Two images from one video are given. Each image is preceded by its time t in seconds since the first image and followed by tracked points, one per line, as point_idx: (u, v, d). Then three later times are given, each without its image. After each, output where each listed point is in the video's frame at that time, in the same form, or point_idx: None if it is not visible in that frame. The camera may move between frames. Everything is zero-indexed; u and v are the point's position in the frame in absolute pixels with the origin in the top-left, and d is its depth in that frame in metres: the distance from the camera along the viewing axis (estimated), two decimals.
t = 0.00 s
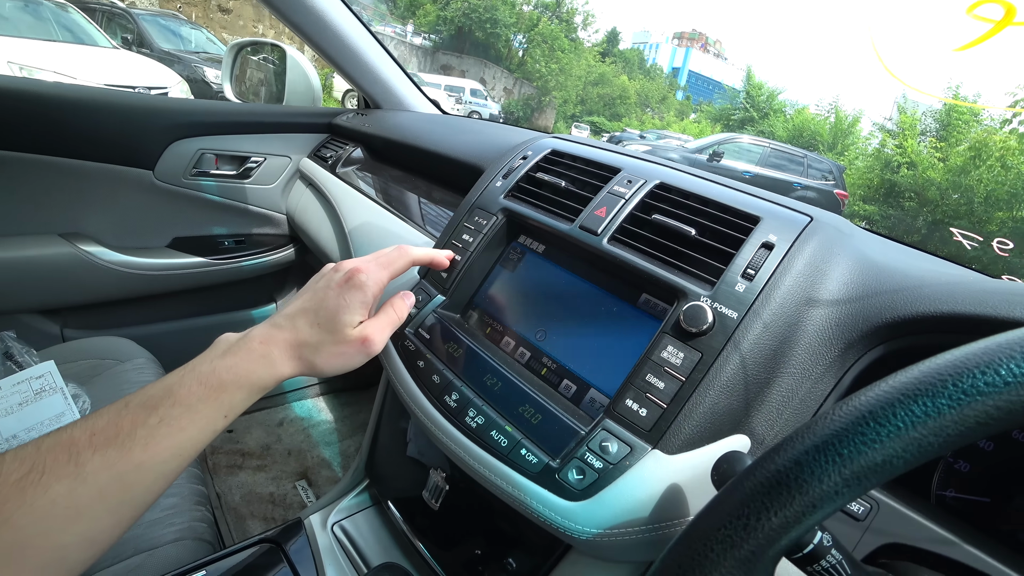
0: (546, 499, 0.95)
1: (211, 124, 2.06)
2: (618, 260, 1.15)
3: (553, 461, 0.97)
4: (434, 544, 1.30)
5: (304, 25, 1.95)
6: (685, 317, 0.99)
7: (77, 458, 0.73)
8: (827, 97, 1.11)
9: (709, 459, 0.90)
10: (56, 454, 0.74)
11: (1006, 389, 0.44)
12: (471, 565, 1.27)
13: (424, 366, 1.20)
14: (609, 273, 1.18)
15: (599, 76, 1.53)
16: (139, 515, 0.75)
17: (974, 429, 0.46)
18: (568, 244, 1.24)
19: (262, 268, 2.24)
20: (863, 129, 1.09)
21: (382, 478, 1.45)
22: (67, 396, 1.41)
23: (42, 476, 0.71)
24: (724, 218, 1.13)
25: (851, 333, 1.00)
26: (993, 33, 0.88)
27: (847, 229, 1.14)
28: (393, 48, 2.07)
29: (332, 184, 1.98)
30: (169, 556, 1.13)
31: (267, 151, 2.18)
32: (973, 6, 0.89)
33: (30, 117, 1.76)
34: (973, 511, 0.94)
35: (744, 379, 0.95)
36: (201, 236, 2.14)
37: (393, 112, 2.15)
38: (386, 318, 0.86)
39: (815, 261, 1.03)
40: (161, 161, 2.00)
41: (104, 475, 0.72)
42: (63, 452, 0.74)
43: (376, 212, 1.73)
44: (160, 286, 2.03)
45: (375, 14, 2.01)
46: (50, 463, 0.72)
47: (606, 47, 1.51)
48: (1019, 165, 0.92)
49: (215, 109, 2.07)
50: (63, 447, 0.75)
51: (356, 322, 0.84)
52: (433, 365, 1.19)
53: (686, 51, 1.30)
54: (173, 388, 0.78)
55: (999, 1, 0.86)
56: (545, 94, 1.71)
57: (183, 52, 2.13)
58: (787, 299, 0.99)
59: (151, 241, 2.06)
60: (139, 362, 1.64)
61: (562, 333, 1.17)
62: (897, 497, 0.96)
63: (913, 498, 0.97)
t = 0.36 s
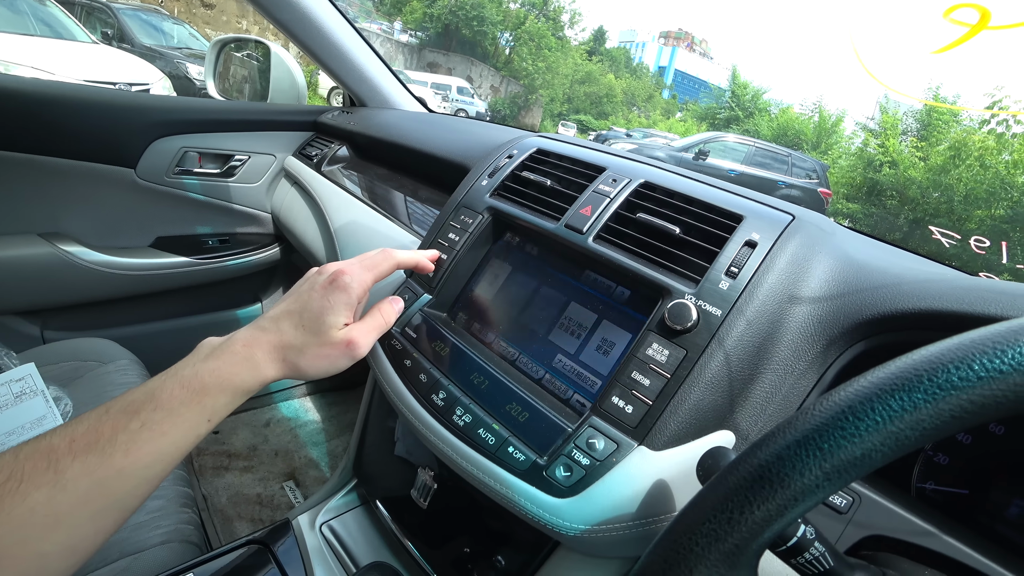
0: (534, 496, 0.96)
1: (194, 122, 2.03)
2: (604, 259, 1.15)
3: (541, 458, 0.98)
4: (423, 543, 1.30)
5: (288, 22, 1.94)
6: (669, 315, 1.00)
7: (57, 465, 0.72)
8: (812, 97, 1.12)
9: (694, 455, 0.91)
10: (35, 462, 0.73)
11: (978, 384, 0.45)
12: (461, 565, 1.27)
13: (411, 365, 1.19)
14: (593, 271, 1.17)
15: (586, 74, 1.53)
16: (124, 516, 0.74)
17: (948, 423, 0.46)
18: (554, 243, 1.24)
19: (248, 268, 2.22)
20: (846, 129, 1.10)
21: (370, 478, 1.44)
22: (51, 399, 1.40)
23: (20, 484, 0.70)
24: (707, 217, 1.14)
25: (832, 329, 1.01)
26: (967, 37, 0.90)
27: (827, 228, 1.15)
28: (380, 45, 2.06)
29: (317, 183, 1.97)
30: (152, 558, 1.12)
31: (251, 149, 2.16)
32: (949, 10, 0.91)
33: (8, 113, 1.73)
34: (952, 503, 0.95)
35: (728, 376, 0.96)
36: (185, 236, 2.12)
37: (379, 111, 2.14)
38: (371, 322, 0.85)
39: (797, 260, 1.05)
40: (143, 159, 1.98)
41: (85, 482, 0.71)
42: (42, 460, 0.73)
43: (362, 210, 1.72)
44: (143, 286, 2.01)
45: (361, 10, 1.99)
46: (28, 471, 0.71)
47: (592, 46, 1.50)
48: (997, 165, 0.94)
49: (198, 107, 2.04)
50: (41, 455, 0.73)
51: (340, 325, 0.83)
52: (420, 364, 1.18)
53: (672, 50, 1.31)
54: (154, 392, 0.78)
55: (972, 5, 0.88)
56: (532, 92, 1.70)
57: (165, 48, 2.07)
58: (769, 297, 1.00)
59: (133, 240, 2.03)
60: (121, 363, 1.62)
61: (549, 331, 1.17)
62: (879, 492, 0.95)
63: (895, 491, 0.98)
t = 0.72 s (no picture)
0: (520, 494, 0.96)
1: (181, 121, 2.02)
2: (590, 259, 1.15)
3: (526, 456, 0.98)
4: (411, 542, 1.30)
5: (276, 21, 1.93)
6: (653, 313, 1.01)
7: (42, 477, 0.71)
8: (800, 99, 1.13)
9: (676, 452, 0.92)
10: (20, 473, 0.72)
11: (946, 379, 0.46)
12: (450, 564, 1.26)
13: (398, 364, 1.19)
14: (579, 271, 1.18)
15: (576, 75, 1.53)
16: (110, 523, 0.74)
17: (918, 417, 0.47)
18: (540, 242, 1.24)
19: (235, 268, 2.20)
20: (833, 130, 1.11)
21: (358, 478, 1.43)
22: (34, 401, 1.38)
23: (5, 495, 0.69)
24: (692, 216, 1.15)
25: (812, 327, 1.03)
26: (946, 40, 0.91)
27: (810, 227, 1.17)
28: (370, 45, 2.05)
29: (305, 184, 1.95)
30: (139, 563, 1.10)
31: (239, 148, 2.14)
32: (926, 13, 0.92)
33: None
34: (932, 497, 0.96)
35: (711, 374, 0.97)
36: (171, 236, 2.10)
37: (368, 111, 2.13)
38: (360, 330, 0.85)
39: (779, 259, 1.06)
40: (128, 158, 1.96)
41: (71, 493, 0.70)
42: (26, 471, 0.72)
43: (351, 211, 1.72)
44: (129, 287, 1.99)
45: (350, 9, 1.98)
46: (13, 481, 0.70)
47: (583, 46, 1.51)
48: (980, 166, 0.95)
49: (185, 106, 2.02)
50: (26, 466, 0.72)
51: (329, 333, 0.83)
52: (406, 363, 1.18)
53: (661, 51, 1.32)
54: (142, 402, 0.77)
55: (949, 8, 0.90)
56: (522, 92, 1.70)
57: (151, 46, 2.04)
58: (752, 294, 1.02)
59: (119, 240, 2.01)
60: (107, 365, 1.60)
61: (535, 330, 1.17)
62: (858, 486, 0.97)
63: (876, 487, 0.99)
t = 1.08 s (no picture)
0: (512, 491, 0.96)
1: (170, 124, 2.00)
2: (580, 259, 1.16)
3: (518, 453, 0.98)
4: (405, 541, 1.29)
5: (265, 22, 1.92)
6: (641, 312, 1.02)
7: (32, 475, 0.71)
8: (789, 97, 1.14)
9: (665, 448, 0.92)
10: (10, 472, 0.71)
11: (920, 370, 0.46)
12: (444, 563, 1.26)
13: (390, 366, 1.19)
14: (569, 271, 1.18)
15: (567, 76, 1.52)
16: (101, 524, 0.73)
17: (895, 407, 0.48)
18: (530, 242, 1.25)
19: (226, 271, 2.19)
20: (823, 129, 1.12)
21: (352, 479, 1.43)
22: (24, 406, 1.38)
23: None
24: (678, 215, 1.16)
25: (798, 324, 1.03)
26: (925, 41, 0.93)
27: (795, 226, 1.18)
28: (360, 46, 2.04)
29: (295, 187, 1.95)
30: (131, 567, 1.09)
31: (230, 151, 2.13)
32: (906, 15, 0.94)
33: None
34: (917, 489, 0.97)
35: (698, 371, 0.98)
36: (161, 240, 2.08)
37: (359, 113, 2.13)
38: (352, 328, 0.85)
39: (764, 257, 1.07)
40: (116, 163, 1.94)
41: (61, 492, 0.70)
42: (16, 470, 0.72)
43: (342, 213, 1.71)
44: (119, 291, 1.97)
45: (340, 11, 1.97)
46: (1, 481, 0.70)
47: (573, 47, 1.52)
48: (966, 165, 0.96)
49: (175, 108, 2.01)
50: (16, 465, 0.72)
51: (321, 331, 0.83)
52: (399, 363, 1.18)
53: (652, 51, 1.33)
54: (133, 400, 0.76)
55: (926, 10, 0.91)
56: (513, 93, 1.70)
57: (140, 48, 2.04)
58: (737, 292, 1.03)
59: (109, 243, 2.00)
60: (97, 370, 1.58)
61: (525, 329, 1.17)
62: (846, 479, 0.97)
63: (864, 480, 1.00)
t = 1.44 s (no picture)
0: (511, 496, 0.96)
1: (165, 133, 2.00)
2: (575, 265, 1.16)
3: (517, 458, 0.98)
4: (406, 547, 1.29)
5: (258, 32, 1.92)
6: (636, 316, 1.02)
7: (28, 477, 0.70)
8: (781, 99, 1.14)
9: (663, 450, 0.92)
10: (4, 475, 0.70)
11: (905, 373, 0.47)
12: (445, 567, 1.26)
13: (390, 372, 1.19)
14: (564, 278, 1.18)
15: (559, 79, 1.52)
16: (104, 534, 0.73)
17: (882, 410, 0.48)
18: (526, 249, 1.25)
19: (222, 280, 2.18)
20: (815, 129, 1.13)
21: (352, 485, 1.42)
22: (23, 419, 1.37)
23: None
24: (671, 220, 1.17)
25: (790, 326, 1.04)
26: (909, 47, 0.94)
27: (785, 229, 1.19)
28: (351, 52, 2.04)
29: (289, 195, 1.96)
30: None
31: (224, 160, 2.13)
32: (892, 22, 0.95)
33: None
34: (911, 487, 0.98)
35: (693, 373, 0.98)
36: (157, 249, 2.07)
37: (352, 120, 2.13)
38: (351, 326, 0.85)
39: (756, 259, 1.07)
40: (111, 175, 1.94)
41: (58, 493, 0.69)
42: (11, 473, 0.71)
43: (338, 220, 1.71)
44: (115, 300, 1.96)
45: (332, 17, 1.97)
46: None
47: (565, 51, 1.53)
48: (957, 162, 0.97)
49: (169, 118, 2.01)
50: (11, 467, 0.71)
51: (321, 329, 0.82)
52: (397, 369, 1.18)
53: (644, 53, 1.34)
54: (129, 400, 0.76)
55: (911, 17, 0.92)
56: (506, 96, 1.70)
57: (131, 56, 2.02)
58: (730, 295, 1.03)
59: (104, 254, 1.99)
60: (96, 381, 1.57)
61: (523, 335, 1.17)
62: (838, 477, 0.97)
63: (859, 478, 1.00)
